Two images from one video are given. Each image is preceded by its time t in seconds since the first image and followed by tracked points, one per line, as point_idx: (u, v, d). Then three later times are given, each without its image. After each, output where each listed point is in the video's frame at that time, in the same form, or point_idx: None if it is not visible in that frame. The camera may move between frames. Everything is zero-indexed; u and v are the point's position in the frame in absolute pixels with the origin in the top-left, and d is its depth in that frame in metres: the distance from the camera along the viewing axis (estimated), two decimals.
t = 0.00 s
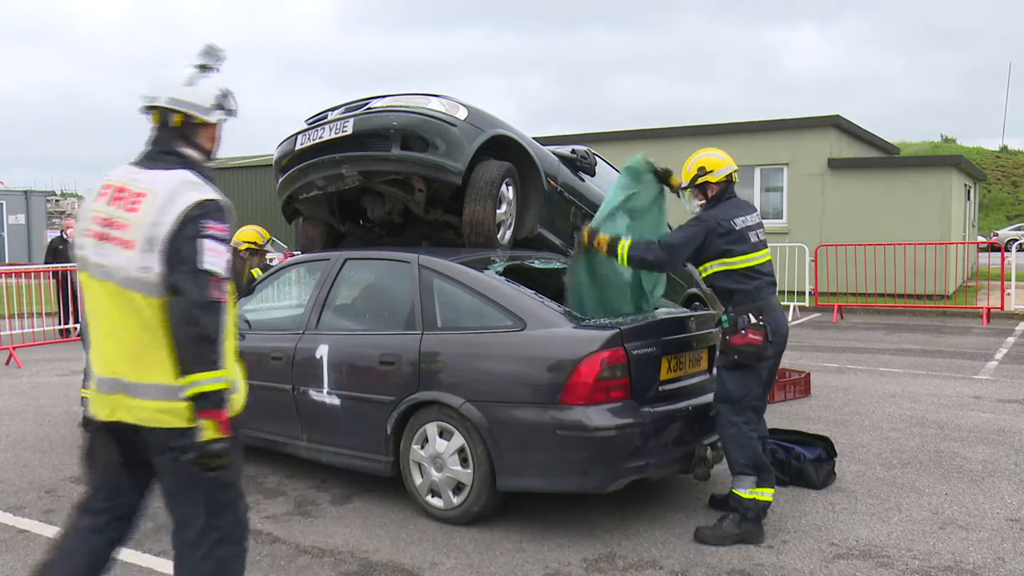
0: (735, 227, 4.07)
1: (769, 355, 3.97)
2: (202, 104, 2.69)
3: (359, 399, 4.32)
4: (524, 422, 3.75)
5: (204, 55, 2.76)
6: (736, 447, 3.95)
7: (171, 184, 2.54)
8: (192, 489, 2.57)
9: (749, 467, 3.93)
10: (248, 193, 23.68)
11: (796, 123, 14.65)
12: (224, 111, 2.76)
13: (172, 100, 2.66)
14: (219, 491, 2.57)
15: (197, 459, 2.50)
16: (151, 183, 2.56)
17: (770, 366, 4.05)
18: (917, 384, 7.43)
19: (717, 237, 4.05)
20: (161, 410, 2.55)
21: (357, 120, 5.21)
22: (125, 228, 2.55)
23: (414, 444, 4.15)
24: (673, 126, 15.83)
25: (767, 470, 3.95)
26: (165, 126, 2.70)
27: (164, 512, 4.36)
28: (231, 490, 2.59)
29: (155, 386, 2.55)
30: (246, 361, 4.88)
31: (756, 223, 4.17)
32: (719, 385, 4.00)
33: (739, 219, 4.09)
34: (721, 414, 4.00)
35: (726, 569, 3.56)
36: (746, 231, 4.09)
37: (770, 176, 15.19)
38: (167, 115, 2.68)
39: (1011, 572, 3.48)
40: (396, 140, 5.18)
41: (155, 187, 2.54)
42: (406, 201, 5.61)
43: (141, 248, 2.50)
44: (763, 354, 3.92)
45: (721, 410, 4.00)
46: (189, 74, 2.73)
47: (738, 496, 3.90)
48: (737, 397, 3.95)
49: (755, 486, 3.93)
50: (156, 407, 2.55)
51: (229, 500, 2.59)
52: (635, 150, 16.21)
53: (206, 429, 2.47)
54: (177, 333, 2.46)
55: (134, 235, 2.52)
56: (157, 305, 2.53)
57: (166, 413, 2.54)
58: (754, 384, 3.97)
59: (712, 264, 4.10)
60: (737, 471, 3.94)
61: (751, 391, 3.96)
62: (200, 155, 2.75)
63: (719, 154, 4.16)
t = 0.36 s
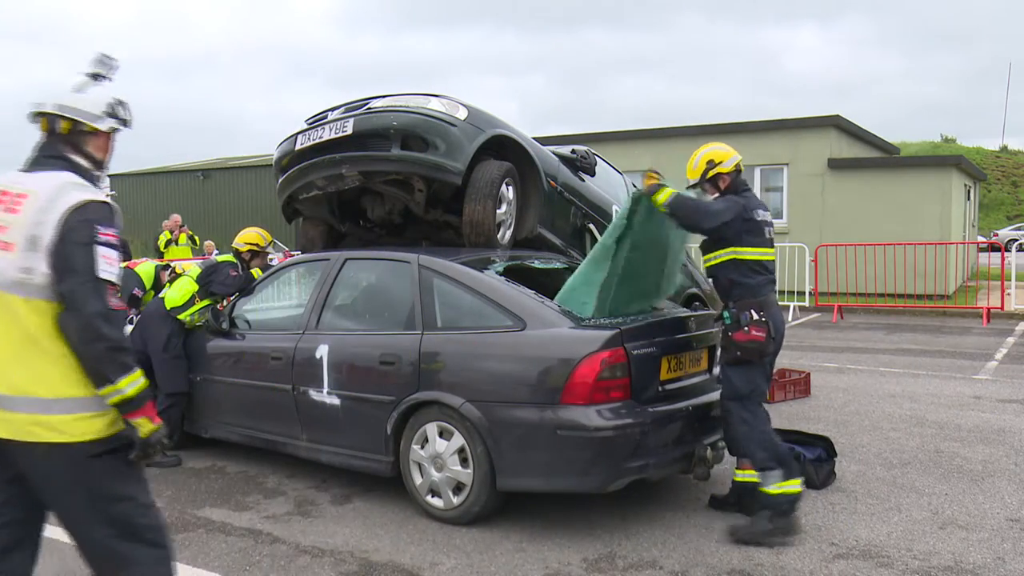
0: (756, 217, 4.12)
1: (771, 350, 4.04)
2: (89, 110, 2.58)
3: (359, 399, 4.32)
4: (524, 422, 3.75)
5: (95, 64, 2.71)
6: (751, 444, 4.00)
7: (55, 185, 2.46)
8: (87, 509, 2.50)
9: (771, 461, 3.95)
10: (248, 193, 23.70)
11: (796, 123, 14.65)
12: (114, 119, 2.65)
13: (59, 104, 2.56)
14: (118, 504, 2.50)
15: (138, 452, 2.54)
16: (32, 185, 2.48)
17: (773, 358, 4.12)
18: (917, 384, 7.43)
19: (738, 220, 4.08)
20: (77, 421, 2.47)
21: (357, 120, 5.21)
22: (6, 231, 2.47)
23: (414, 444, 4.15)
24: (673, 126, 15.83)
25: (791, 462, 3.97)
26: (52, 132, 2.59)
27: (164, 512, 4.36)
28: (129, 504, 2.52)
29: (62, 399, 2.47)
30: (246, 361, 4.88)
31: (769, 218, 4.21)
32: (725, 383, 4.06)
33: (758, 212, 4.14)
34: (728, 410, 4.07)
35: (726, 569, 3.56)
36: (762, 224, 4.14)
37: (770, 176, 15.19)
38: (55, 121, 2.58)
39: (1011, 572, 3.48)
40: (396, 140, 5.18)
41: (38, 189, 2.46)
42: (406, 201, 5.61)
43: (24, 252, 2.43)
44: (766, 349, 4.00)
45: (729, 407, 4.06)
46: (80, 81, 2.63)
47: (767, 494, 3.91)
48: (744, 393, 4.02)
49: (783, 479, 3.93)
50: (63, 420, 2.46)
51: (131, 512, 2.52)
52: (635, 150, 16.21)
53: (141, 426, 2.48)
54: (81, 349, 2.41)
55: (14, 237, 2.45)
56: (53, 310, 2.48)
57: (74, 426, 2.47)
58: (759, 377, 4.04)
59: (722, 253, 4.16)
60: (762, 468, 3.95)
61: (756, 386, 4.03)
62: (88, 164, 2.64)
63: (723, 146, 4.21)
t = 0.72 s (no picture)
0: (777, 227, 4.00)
1: (807, 368, 3.96)
2: (17, 95, 2.54)
3: (359, 399, 4.32)
4: (524, 422, 3.76)
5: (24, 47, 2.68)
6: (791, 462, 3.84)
7: (5, 173, 2.52)
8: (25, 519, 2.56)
9: (812, 474, 3.83)
10: (248, 193, 23.71)
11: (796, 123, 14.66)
12: (47, 102, 2.61)
13: None
14: (54, 515, 2.57)
15: (88, 450, 2.64)
16: None
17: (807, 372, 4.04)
18: (916, 384, 7.43)
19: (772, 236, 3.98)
20: (30, 417, 2.55)
21: (357, 120, 5.20)
22: None
23: (414, 444, 4.15)
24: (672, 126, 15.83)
25: (828, 471, 3.85)
26: None
27: (164, 512, 4.36)
28: (64, 515, 2.59)
29: (19, 394, 2.55)
30: (246, 361, 4.88)
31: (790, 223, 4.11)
32: (761, 402, 3.98)
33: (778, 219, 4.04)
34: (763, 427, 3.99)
35: (726, 569, 3.56)
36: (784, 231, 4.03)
37: (770, 176, 15.20)
38: None
39: (1011, 571, 3.48)
40: (396, 140, 5.18)
41: None
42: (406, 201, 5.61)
43: None
44: (801, 367, 3.92)
45: (766, 425, 3.97)
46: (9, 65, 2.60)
47: (809, 507, 3.84)
48: (780, 411, 3.93)
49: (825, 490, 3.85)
50: (16, 415, 2.54)
51: (68, 524, 2.59)
52: (635, 150, 16.21)
53: (98, 419, 2.63)
54: (55, 336, 2.51)
55: None
56: (14, 303, 2.56)
57: (27, 420, 2.55)
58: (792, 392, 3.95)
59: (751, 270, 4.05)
60: (801, 483, 3.85)
61: (792, 403, 3.95)
62: (26, 153, 2.64)
63: (734, 155, 4.16)
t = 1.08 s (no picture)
0: (772, 235, 4.01)
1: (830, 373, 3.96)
2: None
3: (359, 399, 4.32)
4: (524, 422, 3.76)
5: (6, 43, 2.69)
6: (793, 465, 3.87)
7: None
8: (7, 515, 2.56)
9: (813, 478, 3.86)
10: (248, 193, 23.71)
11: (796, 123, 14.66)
12: (28, 100, 2.61)
13: None
14: (44, 516, 2.57)
15: (87, 448, 2.70)
16: None
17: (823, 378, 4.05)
18: (916, 383, 7.43)
19: (760, 249, 3.99)
20: (21, 418, 2.57)
21: (357, 120, 5.20)
22: None
23: (414, 444, 4.15)
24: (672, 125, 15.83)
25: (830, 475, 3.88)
26: None
27: (163, 512, 4.36)
28: (52, 516, 2.58)
29: (8, 395, 2.56)
30: (246, 361, 4.88)
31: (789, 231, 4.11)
32: (774, 402, 3.96)
33: (774, 228, 4.05)
34: (771, 429, 3.97)
35: (726, 569, 3.56)
36: (782, 239, 4.03)
37: (770, 176, 15.20)
38: None
39: (1011, 572, 3.48)
40: (396, 140, 5.18)
41: None
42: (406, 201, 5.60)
43: None
44: (826, 371, 3.91)
45: (773, 425, 3.96)
46: None
47: (811, 508, 3.84)
48: (793, 414, 3.92)
49: (826, 494, 3.86)
50: (8, 416, 2.55)
51: (59, 525, 2.59)
52: (635, 150, 16.21)
53: (94, 418, 2.65)
54: (34, 338, 2.50)
55: None
56: None
57: (16, 420, 2.56)
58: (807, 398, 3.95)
59: (758, 279, 4.03)
60: (803, 485, 3.86)
61: (807, 407, 3.95)
62: (9, 150, 2.62)
63: (741, 168, 4.19)
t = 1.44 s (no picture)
0: (757, 237, 4.02)
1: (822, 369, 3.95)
2: None
3: (358, 398, 4.32)
4: (524, 421, 3.76)
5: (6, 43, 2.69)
6: (790, 461, 3.86)
7: None
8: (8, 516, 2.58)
9: (811, 474, 3.85)
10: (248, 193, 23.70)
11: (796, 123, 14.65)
12: (26, 100, 2.62)
13: None
14: (43, 516, 2.58)
15: (76, 454, 2.64)
16: None
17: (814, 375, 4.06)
18: (917, 383, 7.43)
19: (746, 253, 3.99)
20: (18, 418, 2.57)
21: (357, 120, 5.20)
22: None
23: (414, 444, 4.15)
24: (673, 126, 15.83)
25: (829, 472, 3.87)
26: None
27: (163, 512, 4.36)
28: (45, 517, 2.60)
29: (5, 396, 2.56)
30: (246, 361, 4.88)
31: (774, 233, 4.13)
32: (767, 398, 3.97)
33: (760, 231, 4.06)
34: (766, 427, 3.97)
35: (726, 569, 3.56)
36: (767, 241, 4.04)
37: (770, 176, 15.20)
38: None
39: (1010, 572, 3.48)
40: (396, 140, 5.18)
41: None
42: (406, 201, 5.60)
43: None
44: (817, 367, 3.91)
45: (766, 422, 3.95)
46: None
47: (809, 505, 3.84)
48: (786, 410, 3.92)
49: (823, 491, 3.86)
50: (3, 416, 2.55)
51: (56, 526, 2.60)
52: (636, 150, 16.20)
53: (79, 421, 2.61)
54: (18, 341, 2.49)
55: None
56: None
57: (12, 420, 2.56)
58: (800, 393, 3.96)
59: (747, 282, 4.04)
60: (800, 482, 3.86)
61: (799, 404, 3.95)
62: (7, 150, 2.62)
63: (724, 175, 4.20)
